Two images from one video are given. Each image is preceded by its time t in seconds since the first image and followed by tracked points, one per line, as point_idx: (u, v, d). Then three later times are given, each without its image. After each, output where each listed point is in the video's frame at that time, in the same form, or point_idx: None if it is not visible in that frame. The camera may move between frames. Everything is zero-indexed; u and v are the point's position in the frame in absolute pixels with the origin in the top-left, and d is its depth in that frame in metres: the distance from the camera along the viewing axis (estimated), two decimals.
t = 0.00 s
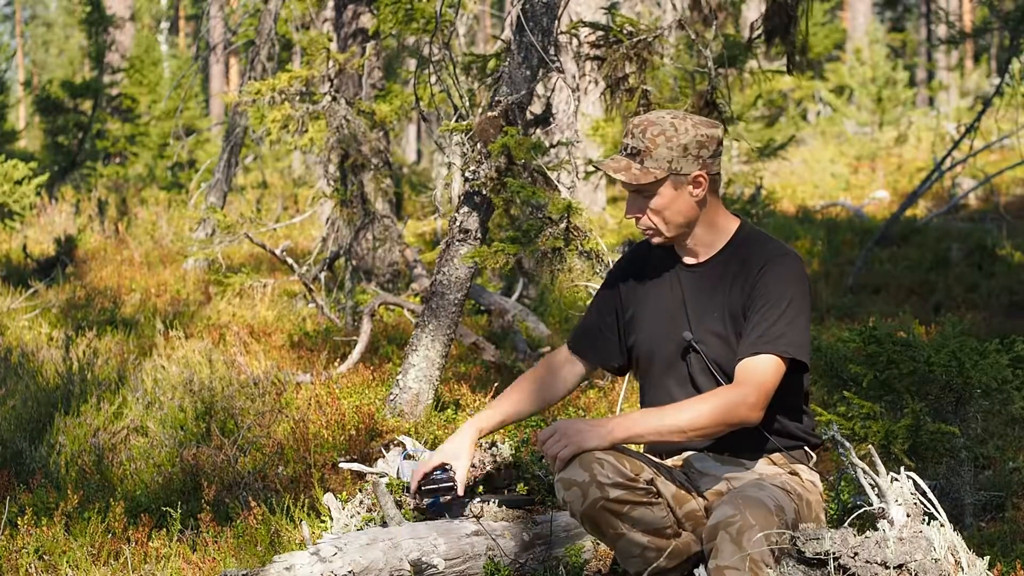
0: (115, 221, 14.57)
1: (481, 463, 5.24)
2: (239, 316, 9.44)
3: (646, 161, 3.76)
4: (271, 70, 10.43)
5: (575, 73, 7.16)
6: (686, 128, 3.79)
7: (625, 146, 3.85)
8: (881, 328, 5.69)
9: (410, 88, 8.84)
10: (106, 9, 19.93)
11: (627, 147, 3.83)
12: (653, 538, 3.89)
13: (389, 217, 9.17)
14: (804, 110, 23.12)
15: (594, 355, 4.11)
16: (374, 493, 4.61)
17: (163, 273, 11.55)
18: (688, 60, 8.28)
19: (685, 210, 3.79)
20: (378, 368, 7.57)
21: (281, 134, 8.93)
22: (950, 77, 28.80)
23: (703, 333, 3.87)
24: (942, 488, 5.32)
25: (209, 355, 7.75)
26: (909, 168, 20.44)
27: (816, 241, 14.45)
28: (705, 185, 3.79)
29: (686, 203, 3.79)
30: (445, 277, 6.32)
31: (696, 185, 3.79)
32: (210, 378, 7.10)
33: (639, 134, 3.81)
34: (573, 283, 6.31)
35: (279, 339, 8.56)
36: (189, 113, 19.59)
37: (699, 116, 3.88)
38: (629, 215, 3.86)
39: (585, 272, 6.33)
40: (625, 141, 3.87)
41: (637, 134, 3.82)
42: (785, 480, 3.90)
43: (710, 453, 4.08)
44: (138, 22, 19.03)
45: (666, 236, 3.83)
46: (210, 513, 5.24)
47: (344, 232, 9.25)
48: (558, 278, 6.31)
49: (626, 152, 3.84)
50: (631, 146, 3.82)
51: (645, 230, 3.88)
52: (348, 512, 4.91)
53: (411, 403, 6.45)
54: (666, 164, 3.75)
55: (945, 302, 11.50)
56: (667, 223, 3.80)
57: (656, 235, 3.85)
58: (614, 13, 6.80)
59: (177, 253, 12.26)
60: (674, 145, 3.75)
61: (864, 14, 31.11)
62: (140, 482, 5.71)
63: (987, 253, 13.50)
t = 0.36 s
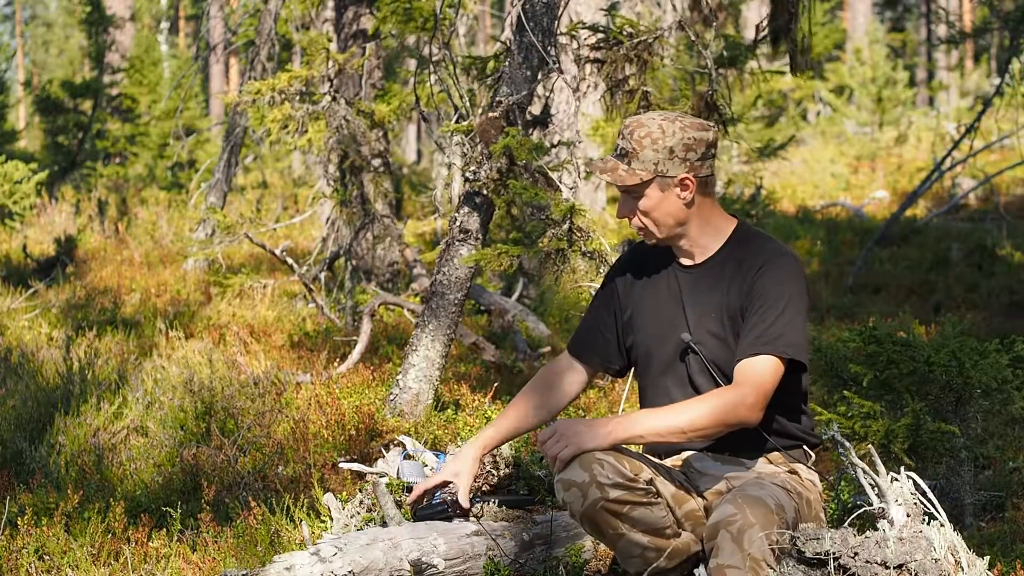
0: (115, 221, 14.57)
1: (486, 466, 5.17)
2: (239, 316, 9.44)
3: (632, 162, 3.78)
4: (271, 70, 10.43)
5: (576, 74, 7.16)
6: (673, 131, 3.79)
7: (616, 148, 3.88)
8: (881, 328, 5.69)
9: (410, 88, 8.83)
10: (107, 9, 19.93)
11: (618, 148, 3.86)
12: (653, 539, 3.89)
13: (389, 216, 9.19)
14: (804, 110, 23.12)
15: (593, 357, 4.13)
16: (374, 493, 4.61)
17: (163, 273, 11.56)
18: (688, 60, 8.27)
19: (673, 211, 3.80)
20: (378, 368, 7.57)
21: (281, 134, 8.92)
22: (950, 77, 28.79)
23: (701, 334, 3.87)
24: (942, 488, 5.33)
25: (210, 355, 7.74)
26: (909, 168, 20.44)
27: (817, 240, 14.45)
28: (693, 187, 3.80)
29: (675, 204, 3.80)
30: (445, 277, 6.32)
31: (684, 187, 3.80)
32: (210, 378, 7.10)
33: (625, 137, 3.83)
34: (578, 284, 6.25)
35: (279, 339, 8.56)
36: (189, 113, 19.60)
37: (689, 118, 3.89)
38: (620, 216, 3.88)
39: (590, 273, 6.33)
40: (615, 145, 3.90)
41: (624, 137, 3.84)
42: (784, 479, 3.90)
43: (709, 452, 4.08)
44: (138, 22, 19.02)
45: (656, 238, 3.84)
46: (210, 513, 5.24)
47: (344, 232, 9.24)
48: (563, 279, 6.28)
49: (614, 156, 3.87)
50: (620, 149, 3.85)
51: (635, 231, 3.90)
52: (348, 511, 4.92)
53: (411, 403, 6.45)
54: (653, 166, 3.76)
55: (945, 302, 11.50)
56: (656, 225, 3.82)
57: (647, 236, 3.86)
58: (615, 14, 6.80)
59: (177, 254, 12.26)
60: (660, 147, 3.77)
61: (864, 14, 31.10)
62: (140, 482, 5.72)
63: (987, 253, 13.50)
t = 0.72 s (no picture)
0: (115, 221, 14.56)
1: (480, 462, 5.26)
2: (239, 316, 9.44)
3: (627, 164, 3.79)
4: (271, 70, 10.42)
5: (576, 74, 7.15)
6: (668, 131, 3.79)
7: (612, 149, 3.89)
8: (881, 329, 5.69)
9: (410, 88, 8.82)
10: (107, 9, 19.93)
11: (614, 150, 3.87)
12: (653, 538, 3.89)
13: (389, 215, 9.22)
14: (805, 110, 23.14)
15: (600, 352, 4.21)
16: (374, 493, 4.62)
17: (163, 273, 11.55)
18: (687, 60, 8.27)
19: (668, 212, 3.81)
20: (378, 368, 7.57)
21: (280, 135, 8.91)
22: (950, 78, 28.80)
23: (698, 333, 3.86)
24: (942, 488, 5.33)
25: (210, 355, 7.74)
26: (909, 168, 20.43)
27: (817, 241, 14.44)
28: (688, 187, 3.80)
29: (670, 205, 3.80)
30: (445, 277, 6.31)
31: (679, 188, 3.79)
32: (210, 378, 7.09)
33: (620, 138, 3.84)
34: (579, 282, 6.27)
35: (279, 339, 8.56)
36: (189, 113, 19.60)
37: (685, 118, 3.88)
38: (616, 217, 3.89)
39: (590, 272, 6.34)
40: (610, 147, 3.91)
41: (619, 139, 3.85)
42: (784, 479, 3.90)
43: (708, 453, 4.08)
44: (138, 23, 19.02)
45: (652, 238, 3.85)
46: (210, 513, 5.24)
47: (344, 232, 9.23)
48: (564, 277, 6.28)
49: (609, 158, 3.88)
50: (614, 151, 3.86)
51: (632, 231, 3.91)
52: (348, 511, 4.92)
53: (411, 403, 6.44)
54: (647, 167, 3.77)
55: (945, 303, 11.51)
56: (653, 225, 3.83)
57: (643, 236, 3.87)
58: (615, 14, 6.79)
59: (177, 254, 12.26)
60: (654, 148, 3.77)
61: (864, 14, 31.10)
62: (140, 482, 5.72)
63: (987, 253, 13.50)
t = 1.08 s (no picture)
0: (115, 221, 14.56)
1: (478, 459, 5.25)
2: (239, 316, 9.44)
3: (640, 159, 3.79)
4: (270, 70, 10.42)
5: (576, 75, 7.15)
6: (683, 130, 3.80)
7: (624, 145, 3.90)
8: (882, 328, 5.70)
9: (410, 88, 8.82)
10: (107, 10, 19.94)
11: (627, 145, 3.87)
12: (651, 536, 3.89)
13: (388, 215, 9.23)
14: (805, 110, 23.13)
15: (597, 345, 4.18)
16: (374, 494, 4.61)
17: (163, 273, 11.56)
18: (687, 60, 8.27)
19: (678, 210, 3.81)
20: (378, 368, 7.57)
21: (280, 135, 8.91)
22: (950, 78, 28.81)
23: (697, 334, 3.86)
24: (942, 488, 5.34)
25: (209, 355, 7.74)
26: (909, 168, 20.44)
27: (816, 240, 14.44)
28: (699, 187, 3.80)
29: (680, 203, 3.80)
30: (445, 276, 6.31)
31: (692, 187, 3.80)
32: (210, 378, 7.09)
33: (635, 133, 3.84)
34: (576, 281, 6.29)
35: (279, 339, 8.56)
36: (189, 113, 19.60)
37: (700, 118, 3.90)
38: (624, 211, 3.89)
39: (586, 272, 6.33)
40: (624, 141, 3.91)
41: (634, 133, 3.85)
42: (782, 479, 3.90)
43: (708, 452, 4.08)
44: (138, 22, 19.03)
45: (659, 234, 3.85)
46: (210, 513, 5.24)
47: (344, 231, 9.23)
48: (559, 279, 6.31)
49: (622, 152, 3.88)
50: (628, 146, 3.86)
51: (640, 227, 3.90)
52: (348, 512, 4.92)
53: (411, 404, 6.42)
54: (661, 163, 3.78)
55: (945, 303, 11.51)
56: (661, 221, 3.83)
57: (649, 232, 3.87)
58: (615, 14, 6.79)
59: (177, 254, 12.26)
60: (669, 146, 3.78)
61: (864, 14, 31.12)
62: (140, 482, 5.72)
63: (987, 253, 13.50)
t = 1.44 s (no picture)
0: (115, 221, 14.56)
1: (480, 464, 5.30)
2: (239, 316, 9.43)
3: (711, 137, 3.74)
4: (270, 70, 10.42)
5: (576, 74, 7.15)
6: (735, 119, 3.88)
7: (682, 119, 3.76)
8: (882, 329, 5.70)
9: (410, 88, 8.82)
10: (107, 10, 19.95)
11: (688, 120, 3.75)
12: (652, 538, 3.89)
13: (389, 216, 9.12)
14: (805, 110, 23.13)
15: (593, 348, 4.16)
16: (374, 493, 4.61)
17: (163, 273, 11.56)
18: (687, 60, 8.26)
19: (717, 196, 3.82)
20: (378, 368, 7.57)
21: (280, 135, 8.91)
22: (951, 78, 28.81)
23: (698, 333, 3.86)
24: (942, 488, 5.37)
25: (209, 355, 7.74)
26: (909, 168, 20.44)
27: (817, 240, 14.44)
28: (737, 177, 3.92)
29: (721, 189, 3.84)
30: (445, 276, 6.31)
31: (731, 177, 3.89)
32: (210, 378, 7.09)
33: (704, 110, 3.75)
34: (577, 285, 6.38)
35: (279, 339, 8.57)
36: (189, 113, 19.61)
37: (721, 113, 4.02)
38: (674, 186, 3.77)
39: (590, 273, 6.37)
40: (679, 114, 3.76)
41: (698, 110, 3.75)
42: (783, 478, 3.90)
43: (706, 452, 4.07)
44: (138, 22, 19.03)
45: (695, 219, 3.79)
46: (210, 513, 5.24)
47: (344, 232, 9.24)
48: (562, 278, 6.35)
49: (684, 125, 3.74)
50: (692, 121, 3.75)
51: (674, 207, 3.78)
52: (348, 512, 4.92)
53: (410, 404, 6.44)
54: (726, 147, 3.78)
55: (945, 303, 11.52)
56: (700, 205, 3.79)
57: (690, 215, 3.78)
58: (615, 14, 6.79)
59: (177, 254, 12.26)
60: (733, 130, 3.80)
61: (864, 14, 31.12)
62: (140, 482, 5.72)
63: (987, 253, 13.50)
